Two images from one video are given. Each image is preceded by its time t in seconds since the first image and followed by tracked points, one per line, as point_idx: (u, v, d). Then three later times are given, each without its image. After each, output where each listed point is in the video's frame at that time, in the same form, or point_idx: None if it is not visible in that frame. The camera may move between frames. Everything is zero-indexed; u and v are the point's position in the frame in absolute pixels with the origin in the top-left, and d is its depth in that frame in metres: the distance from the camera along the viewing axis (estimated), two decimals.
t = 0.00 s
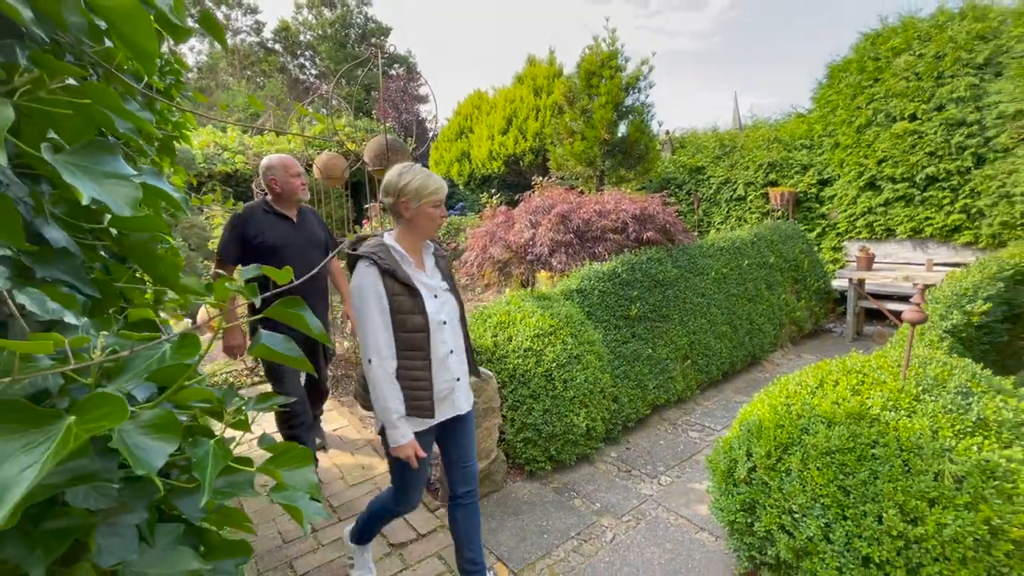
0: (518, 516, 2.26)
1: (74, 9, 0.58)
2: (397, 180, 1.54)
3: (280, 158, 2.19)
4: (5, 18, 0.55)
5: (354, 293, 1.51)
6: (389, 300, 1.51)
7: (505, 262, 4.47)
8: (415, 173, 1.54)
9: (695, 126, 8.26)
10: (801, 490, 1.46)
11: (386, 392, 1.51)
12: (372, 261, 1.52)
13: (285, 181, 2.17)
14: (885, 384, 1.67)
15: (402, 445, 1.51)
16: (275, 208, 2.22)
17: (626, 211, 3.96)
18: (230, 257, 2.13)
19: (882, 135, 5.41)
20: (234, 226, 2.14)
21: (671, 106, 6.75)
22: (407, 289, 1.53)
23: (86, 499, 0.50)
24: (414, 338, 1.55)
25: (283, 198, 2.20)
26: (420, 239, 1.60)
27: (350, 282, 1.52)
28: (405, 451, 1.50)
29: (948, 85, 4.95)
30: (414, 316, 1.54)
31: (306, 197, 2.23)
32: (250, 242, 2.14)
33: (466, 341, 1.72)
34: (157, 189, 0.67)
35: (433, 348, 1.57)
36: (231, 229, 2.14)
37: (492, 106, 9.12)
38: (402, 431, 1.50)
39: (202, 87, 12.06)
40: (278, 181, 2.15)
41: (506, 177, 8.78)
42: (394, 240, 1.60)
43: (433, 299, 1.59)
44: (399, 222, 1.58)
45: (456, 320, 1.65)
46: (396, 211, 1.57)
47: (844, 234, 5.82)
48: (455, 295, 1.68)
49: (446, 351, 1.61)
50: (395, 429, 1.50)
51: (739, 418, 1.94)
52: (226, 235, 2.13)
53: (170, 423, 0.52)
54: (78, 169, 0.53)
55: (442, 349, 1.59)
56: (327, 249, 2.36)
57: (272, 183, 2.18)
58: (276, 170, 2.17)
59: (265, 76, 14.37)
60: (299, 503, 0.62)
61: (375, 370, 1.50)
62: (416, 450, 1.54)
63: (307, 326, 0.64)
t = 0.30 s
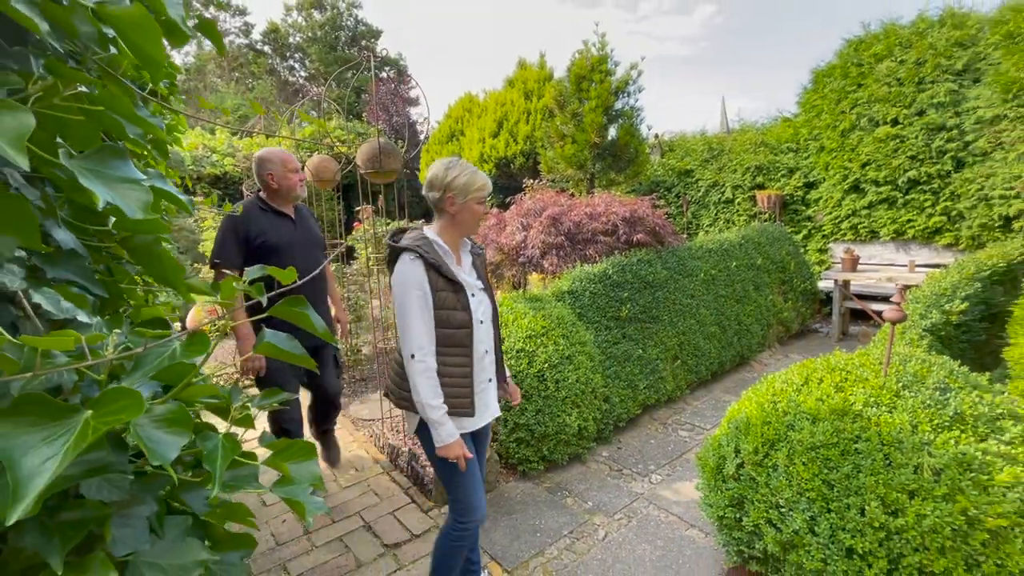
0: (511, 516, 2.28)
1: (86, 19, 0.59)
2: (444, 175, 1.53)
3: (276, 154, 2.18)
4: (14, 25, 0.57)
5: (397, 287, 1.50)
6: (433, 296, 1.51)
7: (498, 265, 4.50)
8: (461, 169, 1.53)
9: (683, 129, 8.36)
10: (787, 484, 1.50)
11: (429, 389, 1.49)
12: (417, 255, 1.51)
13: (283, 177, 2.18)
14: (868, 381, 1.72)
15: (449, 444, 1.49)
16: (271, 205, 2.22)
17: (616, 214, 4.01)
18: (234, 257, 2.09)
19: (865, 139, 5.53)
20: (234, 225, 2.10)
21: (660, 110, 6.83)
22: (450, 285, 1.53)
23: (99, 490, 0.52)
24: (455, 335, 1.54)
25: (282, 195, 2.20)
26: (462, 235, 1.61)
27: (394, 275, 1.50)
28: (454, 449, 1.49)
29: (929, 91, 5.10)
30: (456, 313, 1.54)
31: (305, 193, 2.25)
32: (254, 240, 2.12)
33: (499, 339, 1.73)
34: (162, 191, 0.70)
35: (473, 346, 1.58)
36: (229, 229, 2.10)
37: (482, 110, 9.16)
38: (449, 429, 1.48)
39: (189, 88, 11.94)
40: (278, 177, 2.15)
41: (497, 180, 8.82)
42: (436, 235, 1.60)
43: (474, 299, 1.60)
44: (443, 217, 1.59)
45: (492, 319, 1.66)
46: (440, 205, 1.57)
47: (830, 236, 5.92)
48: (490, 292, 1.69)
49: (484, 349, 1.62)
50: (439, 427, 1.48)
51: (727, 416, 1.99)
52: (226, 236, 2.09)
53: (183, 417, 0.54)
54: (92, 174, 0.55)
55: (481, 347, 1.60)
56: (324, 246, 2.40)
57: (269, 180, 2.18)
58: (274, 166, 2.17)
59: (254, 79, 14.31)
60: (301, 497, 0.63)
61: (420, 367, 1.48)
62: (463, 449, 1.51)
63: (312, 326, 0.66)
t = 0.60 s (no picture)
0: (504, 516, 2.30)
1: (92, 25, 0.59)
2: (477, 175, 1.51)
3: (289, 154, 2.10)
4: (17, 27, 0.56)
5: (434, 290, 1.45)
6: (470, 300, 1.47)
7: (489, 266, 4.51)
8: (493, 170, 1.52)
9: (672, 133, 8.46)
10: (774, 480, 1.54)
11: (458, 399, 1.44)
12: (455, 257, 1.47)
13: (294, 181, 2.11)
14: (851, 378, 1.77)
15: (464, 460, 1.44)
16: (280, 208, 2.13)
17: (606, 216, 4.05)
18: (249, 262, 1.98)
19: (849, 143, 5.64)
20: (247, 229, 1.99)
21: (649, 114, 6.91)
22: (486, 289, 1.51)
23: (107, 485, 0.51)
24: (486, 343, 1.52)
25: (291, 198, 2.13)
26: (489, 236, 1.60)
27: (432, 277, 1.44)
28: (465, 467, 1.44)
29: (909, 97, 5.22)
30: (491, 319, 1.52)
31: (315, 196, 2.19)
32: (268, 244, 2.02)
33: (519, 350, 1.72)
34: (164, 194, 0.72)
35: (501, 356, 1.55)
36: (241, 233, 1.98)
37: (473, 113, 9.19)
38: (466, 445, 1.44)
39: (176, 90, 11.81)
40: (289, 179, 2.08)
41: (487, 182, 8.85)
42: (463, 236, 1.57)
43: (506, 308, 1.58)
44: (472, 218, 1.56)
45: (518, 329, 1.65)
46: (470, 207, 1.54)
47: (815, 238, 6.03)
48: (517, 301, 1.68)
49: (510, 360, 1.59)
50: (459, 441, 1.44)
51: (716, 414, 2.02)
52: (238, 240, 1.97)
53: (191, 412, 0.53)
54: (101, 175, 0.56)
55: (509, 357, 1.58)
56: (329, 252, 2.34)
57: (279, 182, 2.10)
58: (285, 168, 2.08)
59: (243, 81, 14.23)
60: (300, 493, 0.63)
61: (451, 376, 1.43)
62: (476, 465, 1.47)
63: (311, 324, 0.67)
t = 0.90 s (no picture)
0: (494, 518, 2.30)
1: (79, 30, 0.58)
2: (514, 181, 1.42)
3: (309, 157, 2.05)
4: (4, 32, 0.56)
5: (479, 311, 1.32)
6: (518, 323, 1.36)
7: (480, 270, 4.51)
8: (528, 176, 1.44)
9: (660, 136, 8.54)
10: (760, 479, 1.57)
11: (503, 435, 1.31)
12: (502, 275, 1.36)
13: (315, 182, 2.04)
14: (835, 378, 1.80)
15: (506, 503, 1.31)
16: (302, 211, 2.05)
17: (595, 219, 4.08)
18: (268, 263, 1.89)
19: (833, 147, 5.73)
20: (268, 229, 1.91)
21: (638, 117, 6.97)
22: (530, 308, 1.41)
23: (94, 489, 0.50)
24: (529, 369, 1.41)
25: (311, 201, 2.06)
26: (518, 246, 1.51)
27: (479, 298, 1.32)
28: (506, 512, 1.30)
29: (891, 102, 5.33)
30: (535, 341, 1.40)
31: (335, 200, 2.12)
32: (289, 246, 1.94)
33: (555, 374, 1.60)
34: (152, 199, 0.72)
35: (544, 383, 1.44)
36: (262, 234, 1.90)
37: (463, 116, 9.21)
38: (510, 487, 1.30)
39: (163, 92, 11.70)
40: (311, 181, 2.02)
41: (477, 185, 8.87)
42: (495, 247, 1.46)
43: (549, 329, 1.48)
44: (508, 226, 1.45)
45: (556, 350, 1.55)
46: (506, 214, 1.44)
47: (801, 241, 6.11)
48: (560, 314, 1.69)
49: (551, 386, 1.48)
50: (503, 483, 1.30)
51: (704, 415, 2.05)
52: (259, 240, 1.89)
53: (180, 416, 0.52)
54: (88, 180, 0.56)
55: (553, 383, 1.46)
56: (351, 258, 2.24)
57: (301, 184, 2.03)
58: (306, 169, 2.03)
59: (231, 83, 14.14)
60: (289, 497, 0.63)
61: (496, 408, 1.31)
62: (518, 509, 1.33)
63: (300, 327, 0.67)
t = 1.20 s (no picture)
0: (484, 522, 2.30)
1: (64, 36, 0.58)
2: (560, 168, 1.36)
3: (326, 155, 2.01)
4: None
5: (534, 317, 1.23)
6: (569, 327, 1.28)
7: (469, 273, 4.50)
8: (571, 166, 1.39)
9: (648, 140, 8.61)
10: (746, 480, 1.59)
11: (581, 447, 1.23)
12: (553, 274, 1.28)
13: (333, 180, 2.00)
14: (818, 379, 1.84)
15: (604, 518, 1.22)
16: (319, 210, 2.00)
17: (585, 222, 4.10)
18: (287, 261, 1.82)
19: (818, 151, 5.83)
20: (286, 226, 1.85)
21: (626, 121, 7.03)
22: (576, 310, 1.33)
23: (76, 497, 0.50)
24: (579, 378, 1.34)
25: (329, 200, 2.01)
26: (553, 238, 1.46)
27: (533, 301, 1.23)
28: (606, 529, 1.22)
29: (874, 107, 5.43)
30: (582, 347, 1.34)
31: (353, 201, 2.07)
32: (307, 245, 1.87)
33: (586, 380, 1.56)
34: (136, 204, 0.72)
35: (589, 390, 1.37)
36: (279, 231, 1.84)
37: (452, 119, 9.22)
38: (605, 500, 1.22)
39: (148, 93, 11.56)
40: (331, 179, 1.98)
41: (467, 188, 8.87)
42: (534, 239, 1.39)
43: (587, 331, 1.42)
44: (550, 217, 1.40)
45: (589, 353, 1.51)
46: (552, 203, 1.37)
47: (787, 243, 6.19)
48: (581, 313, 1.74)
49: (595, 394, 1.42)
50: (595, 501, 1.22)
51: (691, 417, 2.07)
52: (276, 238, 1.83)
53: (164, 423, 0.52)
54: (71, 187, 0.56)
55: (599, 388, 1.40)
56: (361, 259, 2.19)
57: (319, 182, 1.98)
58: (324, 168, 1.98)
59: (218, 84, 14.00)
60: (274, 503, 0.63)
61: (570, 422, 1.22)
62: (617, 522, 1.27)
63: (288, 333, 0.67)
